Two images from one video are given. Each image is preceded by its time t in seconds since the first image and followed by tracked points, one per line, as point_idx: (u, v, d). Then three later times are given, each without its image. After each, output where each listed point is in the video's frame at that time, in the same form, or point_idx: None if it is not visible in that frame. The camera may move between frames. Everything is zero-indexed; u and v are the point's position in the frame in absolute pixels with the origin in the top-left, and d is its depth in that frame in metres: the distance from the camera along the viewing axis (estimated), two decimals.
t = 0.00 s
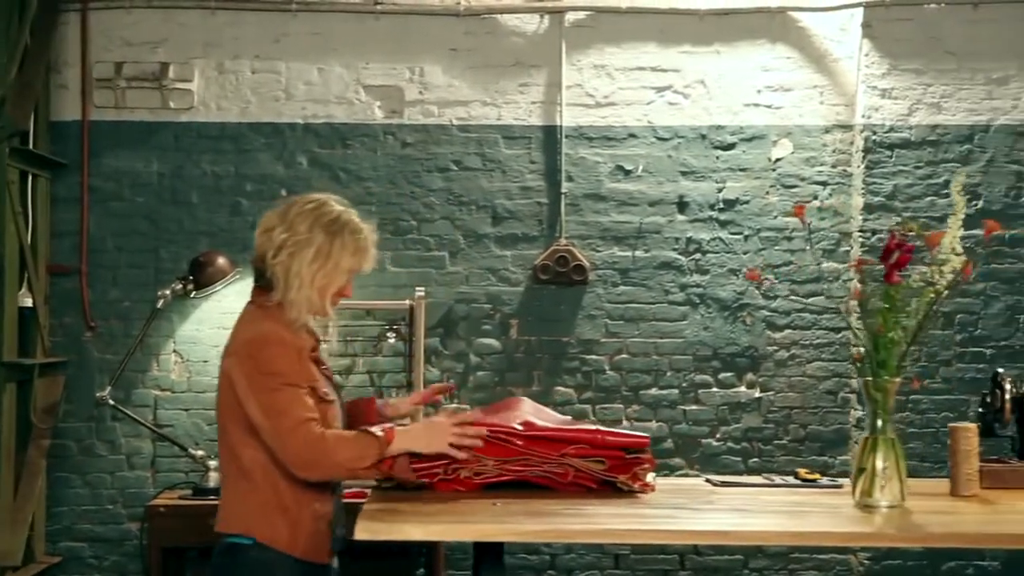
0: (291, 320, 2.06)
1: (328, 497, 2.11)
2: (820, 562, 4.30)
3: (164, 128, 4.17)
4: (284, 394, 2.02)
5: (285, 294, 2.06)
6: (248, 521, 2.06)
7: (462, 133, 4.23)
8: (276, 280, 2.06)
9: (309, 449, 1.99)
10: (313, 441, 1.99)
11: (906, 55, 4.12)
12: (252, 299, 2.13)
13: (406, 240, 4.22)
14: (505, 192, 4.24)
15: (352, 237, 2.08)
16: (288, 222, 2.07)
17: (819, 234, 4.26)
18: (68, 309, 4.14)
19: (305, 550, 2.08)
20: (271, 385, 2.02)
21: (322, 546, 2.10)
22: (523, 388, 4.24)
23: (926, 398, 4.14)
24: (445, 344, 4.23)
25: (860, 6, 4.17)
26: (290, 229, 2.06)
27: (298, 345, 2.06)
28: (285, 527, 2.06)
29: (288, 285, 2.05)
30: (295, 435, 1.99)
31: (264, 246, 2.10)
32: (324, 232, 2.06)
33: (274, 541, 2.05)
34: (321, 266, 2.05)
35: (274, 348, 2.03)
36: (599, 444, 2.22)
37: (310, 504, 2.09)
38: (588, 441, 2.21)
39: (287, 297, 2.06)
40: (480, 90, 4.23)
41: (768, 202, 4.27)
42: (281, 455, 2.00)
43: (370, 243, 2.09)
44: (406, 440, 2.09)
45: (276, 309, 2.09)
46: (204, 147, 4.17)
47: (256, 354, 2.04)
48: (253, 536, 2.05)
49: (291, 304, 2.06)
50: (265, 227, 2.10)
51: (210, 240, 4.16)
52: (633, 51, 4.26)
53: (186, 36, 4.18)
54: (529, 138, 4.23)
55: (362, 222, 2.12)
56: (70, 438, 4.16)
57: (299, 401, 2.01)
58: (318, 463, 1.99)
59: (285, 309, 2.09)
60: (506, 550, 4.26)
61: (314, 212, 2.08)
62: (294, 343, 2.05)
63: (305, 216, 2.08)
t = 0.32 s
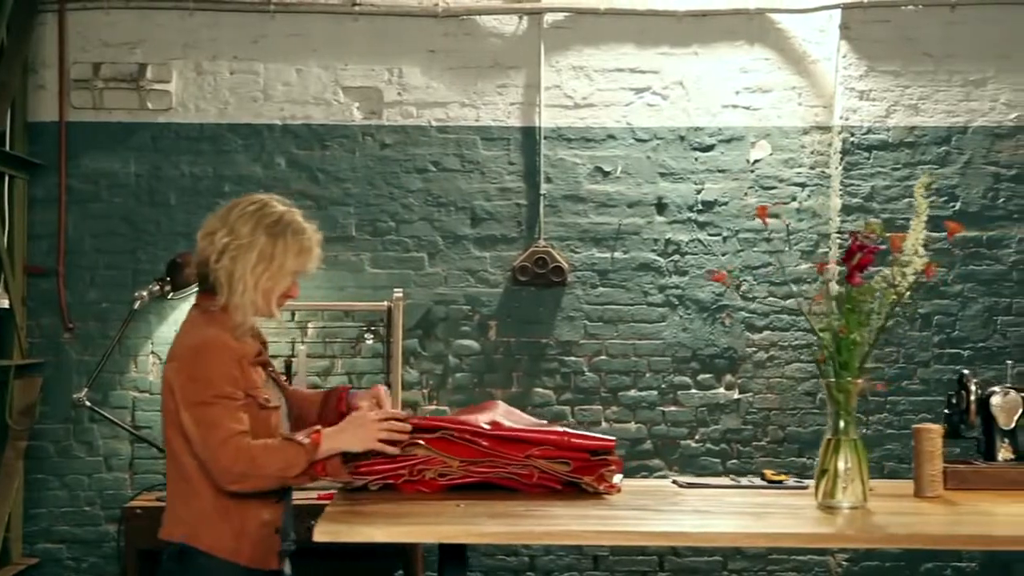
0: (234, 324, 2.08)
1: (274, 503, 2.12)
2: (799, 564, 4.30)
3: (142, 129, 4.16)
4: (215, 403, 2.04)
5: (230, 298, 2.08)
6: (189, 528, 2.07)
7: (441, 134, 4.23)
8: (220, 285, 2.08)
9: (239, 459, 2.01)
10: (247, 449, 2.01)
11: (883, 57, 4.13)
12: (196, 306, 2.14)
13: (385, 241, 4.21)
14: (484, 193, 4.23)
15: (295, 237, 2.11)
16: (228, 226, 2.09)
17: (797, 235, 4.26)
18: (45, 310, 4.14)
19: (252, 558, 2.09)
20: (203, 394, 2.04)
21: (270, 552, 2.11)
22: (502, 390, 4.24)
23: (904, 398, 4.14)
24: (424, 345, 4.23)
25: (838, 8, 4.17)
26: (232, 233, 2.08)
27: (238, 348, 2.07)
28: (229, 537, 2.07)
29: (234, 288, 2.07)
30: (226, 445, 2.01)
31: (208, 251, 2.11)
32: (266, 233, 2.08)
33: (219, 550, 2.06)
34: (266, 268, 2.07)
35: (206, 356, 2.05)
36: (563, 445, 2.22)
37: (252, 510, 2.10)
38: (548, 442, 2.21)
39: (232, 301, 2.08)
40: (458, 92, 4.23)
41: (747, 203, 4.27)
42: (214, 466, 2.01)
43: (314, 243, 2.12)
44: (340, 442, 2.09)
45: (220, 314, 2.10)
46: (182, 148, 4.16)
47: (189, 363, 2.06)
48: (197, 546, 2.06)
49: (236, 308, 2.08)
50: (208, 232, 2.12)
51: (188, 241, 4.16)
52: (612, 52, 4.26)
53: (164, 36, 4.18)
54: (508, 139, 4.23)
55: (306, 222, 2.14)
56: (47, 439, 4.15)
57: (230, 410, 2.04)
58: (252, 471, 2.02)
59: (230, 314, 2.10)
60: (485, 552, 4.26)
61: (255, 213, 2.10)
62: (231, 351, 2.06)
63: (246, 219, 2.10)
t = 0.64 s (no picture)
0: (188, 330, 2.21)
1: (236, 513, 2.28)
2: (781, 564, 4.30)
3: (124, 130, 4.16)
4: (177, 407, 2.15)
5: (184, 306, 2.21)
6: (154, 538, 2.25)
7: (424, 135, 4.23)
8: (173, 292, 2.21)
9: (210, 460, 2.11)
10: (215, 451, 2.12)
11: (865, 59, 4.13)
12: (148, 313, 2.26)
13: (368, 242, 4.21)
14: (467, 194, 4.23)
15: (245, 243, 2.25)
16: (180, 234, 2.22)
17: (781, 235, 4.25)
18: (27, 311, 4.13)
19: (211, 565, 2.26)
20: (165, 401, 2.15)
21: (229, 558, 2.27)
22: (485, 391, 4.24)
23: (886, 399, 4.15)
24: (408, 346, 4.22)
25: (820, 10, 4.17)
26: (184, 241, 2.22)
27: (194, 354, 2.20)
28: (190, 545, 2.25)
29: (187, 294, 2.20)
30: (195, 448, 2.12)
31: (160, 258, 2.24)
32: (218, 241, 2.22)
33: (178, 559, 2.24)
34: (219, 274, 2.22)
35: (163, 363, 2.16)
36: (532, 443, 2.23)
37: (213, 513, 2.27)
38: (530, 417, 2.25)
39: (185, 309, 2.21)
40: (441, 93, 4.23)
41: (730, 204, 4.27)
42: (186, 468, 2.12)
43: (264, 248, 2.27)
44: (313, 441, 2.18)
45: (171, 322, 2.23)
46: (164, 149, 4.16)
47: (146, 371, 2.17)
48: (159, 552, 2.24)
49: (189, 316, 2.21)
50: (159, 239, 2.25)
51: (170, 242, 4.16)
52: (594, 53, 4.26)
53: (145, 38, 4.17)
54: (491, 140, 4.23)
55: (256, 227, 2.29)
56: (29, 440, 4.14)
57: (192, 411, 2.14)
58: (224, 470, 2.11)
59: (181, 321, 2.23)
60: (468, 553, 4.26)
61: (206, 220, 2.24)
62: (189, 359, 2.18)
63: (198, 226, 2.23)
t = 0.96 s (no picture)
0: (165, 326, 2.24)
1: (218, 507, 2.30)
2: (768, 565, 4.30)
3: (111, 131, 4.16)
4: (172, 390, 2.18)
5: (158, 303, 2.25)
6: (138, 536, 2.25)
7: (411, 136, 4.23)
8: (147, 290, 2.25)
9: (215, 433, 2.15)
10: (219, 426, 2.15)
11: (852, 60, 4.13)
12: (123, 313, 2.29)
13: (355, 243, 4.21)
14: (454, 195, 4.23)
15: (216, 238, 2.30)
16: (151, 231, 2.27)
17: (767, 236, 4.26)
18: (14, 312, 4.14)
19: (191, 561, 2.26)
20: (160, 385, 2.18)
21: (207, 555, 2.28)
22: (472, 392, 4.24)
23: (872, 400, 4.15)
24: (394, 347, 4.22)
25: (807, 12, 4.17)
26: (155, 239, 2.26)
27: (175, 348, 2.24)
28: (173, 539, 2.25)
29: (161, 291, 2.24)
30: (199, 423, 2.15)
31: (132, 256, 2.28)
32: (188, 237, 2.27)
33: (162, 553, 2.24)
34: (192, 271, 2.26)
35: (153, 353, 2.20)
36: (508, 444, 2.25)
37: (196, 510, 2.27)
38: (511, 377, 2.33)
39: (161, 306, 2.24)
40: (428, 93, 4.23)
41: (716, 205, 4.27)
42: (191, 443, 2.15)
43: (235, 242, 2.32)
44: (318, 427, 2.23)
45: (148, 320, 2.26)
46: (151, 150, 4.16)
47: (136, 361, 2.20)
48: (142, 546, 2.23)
49: (165, 312, 2.25)
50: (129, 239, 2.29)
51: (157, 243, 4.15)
52: (581, 54, 4.26)
53: (133, 38, 4.17)
54: (477, 141, 4.23)
55: (225, 221, 2.33)
56: (15, 441, 4.14)
57: (190, 392, 2.18)
58: (228, 446, 2.15)
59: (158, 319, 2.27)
60: (455, 555, 4.26)
61: (175, 216, 2.28)
62: (173, 351, 2.22)
63: (168, 224, 2.27)
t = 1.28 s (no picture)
0: (154, 322, 2.24)
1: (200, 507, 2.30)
2: (759, 566, 4.30)
3: (101, 132, 4.16)
4: (157, 389, 2.18)
5: (148, 298, 2.24)
6: (121, 535, 2.24)
7: (401, 136, 4.22)
8: (137, 286, 2.25)
9: (197, 430, 2.16)
10: (201, 423, 2.16)
11: (842, 60, 4.13)
12: (111, 311, 2.29)
13: (345, 244, 4.21)
14: (444, 195, 4.23)
15: (202, 232, 2.30)
16: (138, 228, 2.26)
17: (757, 237, 4.26)
18: (4, 313, 4.13)
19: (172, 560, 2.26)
20: (145, 383, 2.19)
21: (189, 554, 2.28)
22: (463, 393, 4.24)
23: (863, 400, 4.15)
24: (384, 347, 4.22)
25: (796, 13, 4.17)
26: (143, 235, 2.26)
27: (163, 345, 2.24)
28: (155, 538, 2.24)
29: (151, 286, 2.24)
30: (181, 421, 2.16)
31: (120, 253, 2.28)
32: (176, 232, 2.27)
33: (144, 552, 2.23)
34: (181, 265, 2.26)
35: (139, 351, 2.20)
36: (492, 445, 2.25)
37: (178, 509, 2.27)
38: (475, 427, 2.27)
39: (151, 302, 2.24)
40: (418, 94, 4.23)
41: (707, 207, 4.27)
42: (173, 441, 2.15)
43: (222, 236, 2.32)
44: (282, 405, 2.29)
45: (137, 317, 2.26)
46: (141, 150, 4.16)
47: (122, 358, 2.20)
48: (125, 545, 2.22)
49: (155, 308, 2.25)
50: (115, 237, 2.28)
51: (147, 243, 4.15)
52: (572, 55, 4.26)
53: (123, 39, 4.17)
54: (467, 142, 4.23)
55: (210, 216, 2.33)
56: (5, 442, 4.14)
57: (174, 390, 2.18)
58: (210, 443, 2.16)
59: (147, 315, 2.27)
60: (446, 555, 4.26)
61: (161, 213, 2.28)
62: (159, 348, 2.22)
63: (154, 220, 2.27)
